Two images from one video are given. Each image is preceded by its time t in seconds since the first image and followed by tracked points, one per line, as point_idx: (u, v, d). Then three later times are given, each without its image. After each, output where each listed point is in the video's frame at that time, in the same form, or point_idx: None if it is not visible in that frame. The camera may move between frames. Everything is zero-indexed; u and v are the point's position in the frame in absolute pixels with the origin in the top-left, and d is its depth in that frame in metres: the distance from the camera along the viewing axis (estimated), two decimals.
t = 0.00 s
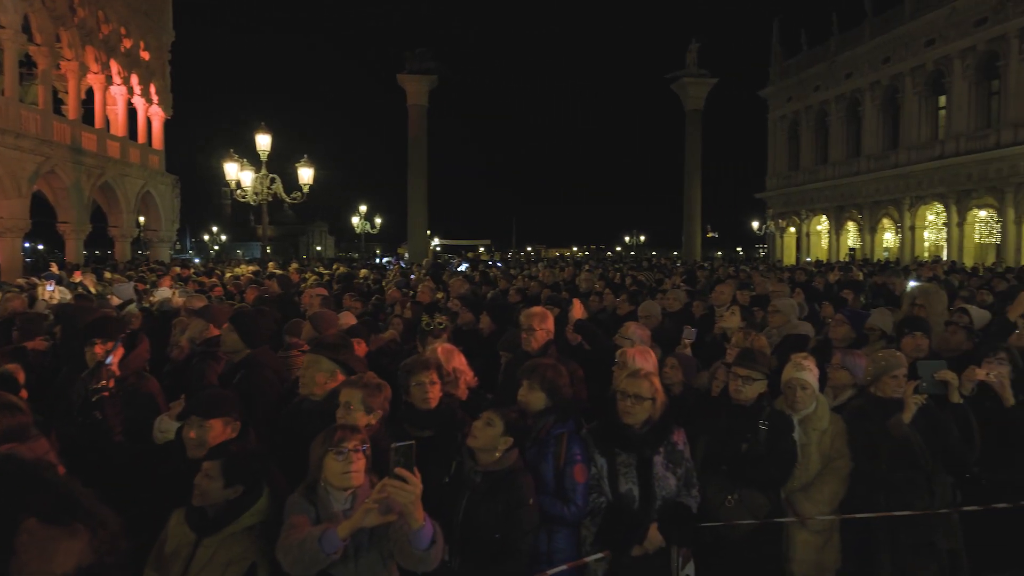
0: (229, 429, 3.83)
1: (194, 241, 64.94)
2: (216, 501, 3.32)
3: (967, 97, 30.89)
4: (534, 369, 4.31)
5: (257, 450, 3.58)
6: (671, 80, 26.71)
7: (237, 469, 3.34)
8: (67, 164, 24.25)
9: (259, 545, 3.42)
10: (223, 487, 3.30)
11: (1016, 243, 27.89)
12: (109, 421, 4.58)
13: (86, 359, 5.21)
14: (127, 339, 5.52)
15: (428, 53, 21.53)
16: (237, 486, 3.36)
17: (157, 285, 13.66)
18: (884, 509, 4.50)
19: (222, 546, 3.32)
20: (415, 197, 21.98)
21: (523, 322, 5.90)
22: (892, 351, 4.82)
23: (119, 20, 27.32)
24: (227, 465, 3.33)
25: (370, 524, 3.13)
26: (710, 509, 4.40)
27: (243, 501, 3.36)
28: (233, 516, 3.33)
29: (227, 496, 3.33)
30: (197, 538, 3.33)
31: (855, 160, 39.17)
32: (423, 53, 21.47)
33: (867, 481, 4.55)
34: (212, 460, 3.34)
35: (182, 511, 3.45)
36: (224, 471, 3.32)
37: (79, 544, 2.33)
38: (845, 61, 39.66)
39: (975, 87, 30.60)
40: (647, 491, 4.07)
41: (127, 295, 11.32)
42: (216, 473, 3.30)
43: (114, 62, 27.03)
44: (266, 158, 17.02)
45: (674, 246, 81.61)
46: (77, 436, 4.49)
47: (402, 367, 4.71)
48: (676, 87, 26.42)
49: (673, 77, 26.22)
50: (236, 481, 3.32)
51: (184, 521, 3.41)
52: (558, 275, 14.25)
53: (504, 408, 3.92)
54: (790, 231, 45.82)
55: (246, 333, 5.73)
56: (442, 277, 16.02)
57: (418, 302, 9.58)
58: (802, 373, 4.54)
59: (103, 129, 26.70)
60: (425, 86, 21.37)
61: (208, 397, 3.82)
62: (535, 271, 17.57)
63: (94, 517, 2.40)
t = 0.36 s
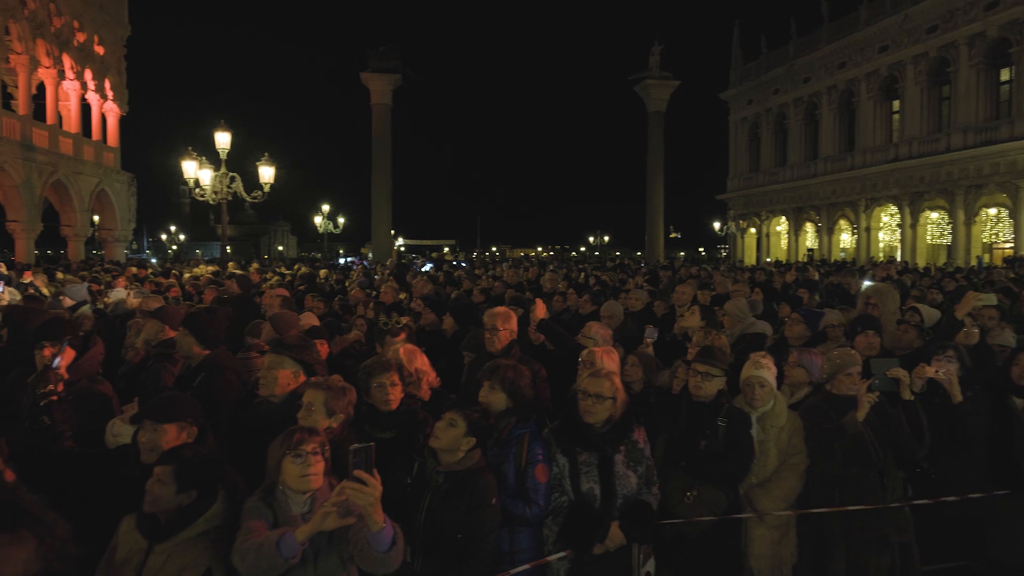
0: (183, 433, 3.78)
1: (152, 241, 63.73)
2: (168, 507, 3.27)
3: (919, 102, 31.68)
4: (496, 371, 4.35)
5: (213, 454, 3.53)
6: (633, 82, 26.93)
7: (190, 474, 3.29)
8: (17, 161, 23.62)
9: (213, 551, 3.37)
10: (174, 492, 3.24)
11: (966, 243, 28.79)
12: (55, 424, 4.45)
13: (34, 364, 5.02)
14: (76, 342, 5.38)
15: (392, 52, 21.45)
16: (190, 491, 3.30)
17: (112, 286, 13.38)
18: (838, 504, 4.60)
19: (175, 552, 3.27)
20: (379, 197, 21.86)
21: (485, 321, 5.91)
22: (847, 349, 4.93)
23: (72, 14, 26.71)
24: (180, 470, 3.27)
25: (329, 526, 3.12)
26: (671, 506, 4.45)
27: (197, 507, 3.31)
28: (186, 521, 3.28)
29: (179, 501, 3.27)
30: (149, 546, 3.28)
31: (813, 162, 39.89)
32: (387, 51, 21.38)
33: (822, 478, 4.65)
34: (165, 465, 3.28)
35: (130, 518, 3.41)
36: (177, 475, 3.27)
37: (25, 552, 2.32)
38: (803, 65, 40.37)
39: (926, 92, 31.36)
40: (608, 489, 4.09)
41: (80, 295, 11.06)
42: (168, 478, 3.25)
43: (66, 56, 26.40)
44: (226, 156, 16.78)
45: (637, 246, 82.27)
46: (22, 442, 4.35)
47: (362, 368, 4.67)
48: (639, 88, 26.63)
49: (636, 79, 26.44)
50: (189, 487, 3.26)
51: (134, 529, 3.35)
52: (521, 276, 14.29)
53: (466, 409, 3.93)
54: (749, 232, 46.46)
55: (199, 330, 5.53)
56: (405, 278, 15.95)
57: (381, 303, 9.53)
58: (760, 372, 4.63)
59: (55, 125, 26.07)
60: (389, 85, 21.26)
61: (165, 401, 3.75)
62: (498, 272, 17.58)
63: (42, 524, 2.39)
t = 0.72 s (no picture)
0: (141, 438, 3.71)
1: (110, 240, 62.53)
2: (120, 515, 3.23)
3: (876, 108, 32.32)
4: (458, 372, 4.34)
5: (168, 460, 3.50)
6: (599, 84, 27.07)
7: (142, 482, 3.25)
8: None
9: (170, 558, 3.32)
10: (126, 501, 3.21)
11: (920, 248, 29.59)
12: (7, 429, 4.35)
13: None
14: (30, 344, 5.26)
15: (357, 51, 21.32)
16: (143, 499, 3.27)
17: (68, 286, 13.11)
18: (795, 501, 4.69)
19: (128, 560, 3.24)
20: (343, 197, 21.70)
21: (450, 323, 5.89)
22: (806, 349, 4.97)
23: (26, 8, 26.10)
24: (132, 478, 3.24)
25: (285, 532, 3.10)
26: (633, 505, 4.50)
27: (150, 515, 3.27)
28: (140, 529, 3.24)
29: (130, 509, 3.24)
30: (101, 554, 3.25)
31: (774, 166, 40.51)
32: (351, 51, 21.24)
33: (780, 477, 4.74)
34: (117, 472, 3.24)
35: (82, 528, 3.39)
36: (128, 483, 3.24)
37: None
38: (765, 70, 40.96)
39: (883, 98, 32.00)
40: (571, 489, 4.12)
41: (34, 296, 10.82)
42: (119, 486, 3.21)
43: (20, 51, 25.79)
44: (186, 155, 16.53)
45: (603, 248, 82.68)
46: None
47: (325, 370, 4.64)
48: (604, 91, 26.78)
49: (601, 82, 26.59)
50: (140, 495, 3.23)
51: (87, 538, 3.33)
52: (487, 278, 14.30)
53: (429, 411, 3.93)
54: (713, 234, 46.99)
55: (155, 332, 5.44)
56: (369, 279, 15.86)
57: (344, 304, 9.48)
58: (721, 372, 4.69)
59: (8, 121, 25.45)
60: (353, 85, 21.12)
61: (120, 405, 3.69)
62: (464, 273, 17.57)
63: None
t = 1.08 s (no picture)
0: (98, 440, 3.64)
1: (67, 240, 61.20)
2: (74, 521, 3.16)
3: (837, 113, 32.89)
4: (421, 374, 4.32)
5: (125, 464, 3.44)
6: (566, 87, 27.18)
7: (97, 487, 3.18)
8: None
9: (123, 564, 3.27)
10: (80, 506, 3.14)
11: (879, 249, 30.10)
12: None
13: None
14: None
15: (322, 51, 21.14)
16: (97, 504, 3.19)
17: (22, 288, 12.80)
18: (756, 501, 4.76)
19: (83, 566, 3.18)
20: (308, 197, 21.50)
21: (416, 325, 5.88)
22: (767, 350, 5.01)
23: None
24: (86, 483, 3.17)
25: (244, 538, 3.06)
26: (597, 506, 4.54)
27: (105, 520, 3.21)
28: (95, 535, 3.18)
29: (84, 515, 3.17)
30: (53, 560, 3.18)
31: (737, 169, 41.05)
32: (317, 50, 21.05)
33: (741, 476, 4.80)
34: (71, 477, 3.17)
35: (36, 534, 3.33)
36: (82, 488, 3.17)
37: None
38: (729, 74, 41.48)
39: (843, 103, 32.59)
40: (535, 490, 4.14)
41: None
42: (73, 491, 3.14)
43: None
44: (146, 154, 16.24)
45: (570, 250, 83.09)
46: None
47: (287, 372, 4.60)
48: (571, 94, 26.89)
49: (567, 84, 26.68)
50: (95, 500, 3.15)
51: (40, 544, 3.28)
52: (453, 279, 14.27)
53: (393, 414, 3.92)
54: (679, 236, 47.41)
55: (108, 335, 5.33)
56: (334, 280, 15.71)
57: (309, 306, 9.39)
58: (683, 373, 4.73)
59: None
60: (319, 84, 20.94)
61: (77, 407, 3.61)
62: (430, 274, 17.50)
63: None
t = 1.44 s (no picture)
0: (59, 443, 3.53)
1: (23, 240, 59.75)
2: (27, 530, 3.10)
3: (799, 119, 33.40)
4: (383, 376, 4.25)
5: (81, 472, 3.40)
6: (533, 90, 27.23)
7: (51, 493, 3.15)
8: None
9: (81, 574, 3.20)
10: (33, 514, 3.09)
11: (840, 253, 30.62)
12: None
13: None
14: None
15: (288, 50, 20.92)
16: (52, 512, 3.15)
17: None
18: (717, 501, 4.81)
19: None
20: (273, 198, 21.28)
21: (382, 328, 5.85)
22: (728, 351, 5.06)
23: None
24: (40, 490, 3.14)
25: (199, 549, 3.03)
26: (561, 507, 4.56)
27: (59, 528, 3.16)
28: (49, 544, 3.11)
29: (38, 523, 3.12)
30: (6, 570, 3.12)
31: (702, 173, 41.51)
32: (283, 50, 20.83)
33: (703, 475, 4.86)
34: (24, 485, 3.14)
35: None
36: (34, 496, 3.13)
37: None
38: (694, 79, 41.91)
39: (806, 109, 33.10)
40: (499, 491, 4.14)
41: None
42: (25, 498, 3.10)
43: None
44: (106, 153, 15.94)
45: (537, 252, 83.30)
46: None
47: (248, 376, 4.54)
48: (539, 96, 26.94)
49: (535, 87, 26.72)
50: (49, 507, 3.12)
51: None
52: (419, 281, 14.23)
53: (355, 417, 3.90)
54: (645, 239, 47.76)
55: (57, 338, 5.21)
56: (298, 282, 15.59)
57: (272, 308, 9.30)
58: (646, 374, 4.76)
59: None
60: (285, 84, 20.72)
61: (37, 410, 3.53)
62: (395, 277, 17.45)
63: None
